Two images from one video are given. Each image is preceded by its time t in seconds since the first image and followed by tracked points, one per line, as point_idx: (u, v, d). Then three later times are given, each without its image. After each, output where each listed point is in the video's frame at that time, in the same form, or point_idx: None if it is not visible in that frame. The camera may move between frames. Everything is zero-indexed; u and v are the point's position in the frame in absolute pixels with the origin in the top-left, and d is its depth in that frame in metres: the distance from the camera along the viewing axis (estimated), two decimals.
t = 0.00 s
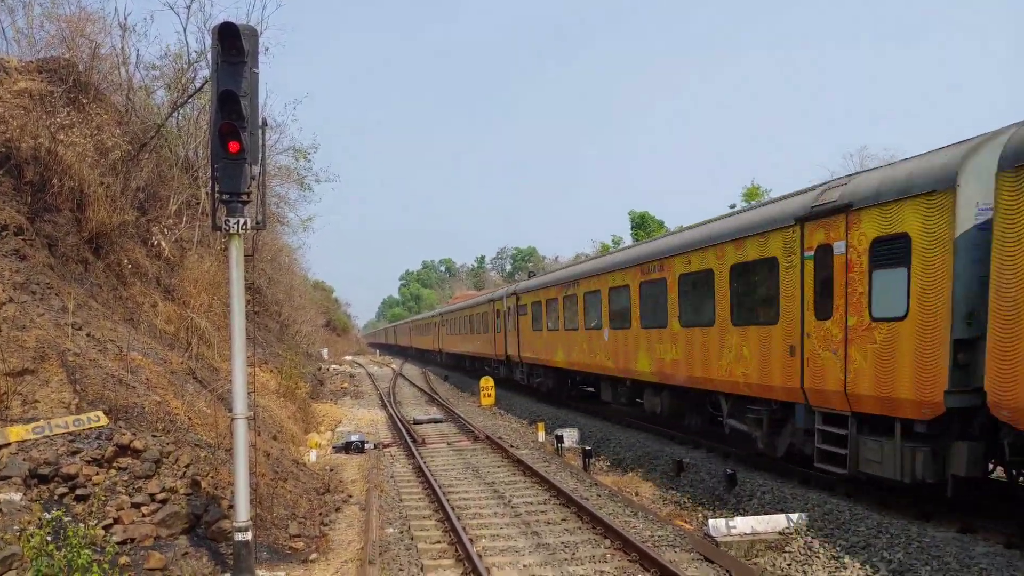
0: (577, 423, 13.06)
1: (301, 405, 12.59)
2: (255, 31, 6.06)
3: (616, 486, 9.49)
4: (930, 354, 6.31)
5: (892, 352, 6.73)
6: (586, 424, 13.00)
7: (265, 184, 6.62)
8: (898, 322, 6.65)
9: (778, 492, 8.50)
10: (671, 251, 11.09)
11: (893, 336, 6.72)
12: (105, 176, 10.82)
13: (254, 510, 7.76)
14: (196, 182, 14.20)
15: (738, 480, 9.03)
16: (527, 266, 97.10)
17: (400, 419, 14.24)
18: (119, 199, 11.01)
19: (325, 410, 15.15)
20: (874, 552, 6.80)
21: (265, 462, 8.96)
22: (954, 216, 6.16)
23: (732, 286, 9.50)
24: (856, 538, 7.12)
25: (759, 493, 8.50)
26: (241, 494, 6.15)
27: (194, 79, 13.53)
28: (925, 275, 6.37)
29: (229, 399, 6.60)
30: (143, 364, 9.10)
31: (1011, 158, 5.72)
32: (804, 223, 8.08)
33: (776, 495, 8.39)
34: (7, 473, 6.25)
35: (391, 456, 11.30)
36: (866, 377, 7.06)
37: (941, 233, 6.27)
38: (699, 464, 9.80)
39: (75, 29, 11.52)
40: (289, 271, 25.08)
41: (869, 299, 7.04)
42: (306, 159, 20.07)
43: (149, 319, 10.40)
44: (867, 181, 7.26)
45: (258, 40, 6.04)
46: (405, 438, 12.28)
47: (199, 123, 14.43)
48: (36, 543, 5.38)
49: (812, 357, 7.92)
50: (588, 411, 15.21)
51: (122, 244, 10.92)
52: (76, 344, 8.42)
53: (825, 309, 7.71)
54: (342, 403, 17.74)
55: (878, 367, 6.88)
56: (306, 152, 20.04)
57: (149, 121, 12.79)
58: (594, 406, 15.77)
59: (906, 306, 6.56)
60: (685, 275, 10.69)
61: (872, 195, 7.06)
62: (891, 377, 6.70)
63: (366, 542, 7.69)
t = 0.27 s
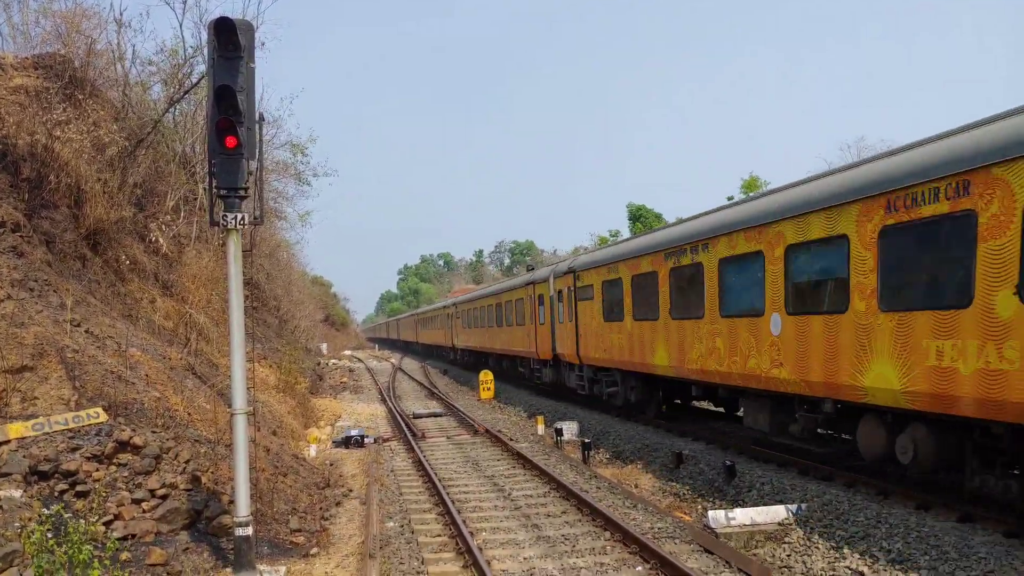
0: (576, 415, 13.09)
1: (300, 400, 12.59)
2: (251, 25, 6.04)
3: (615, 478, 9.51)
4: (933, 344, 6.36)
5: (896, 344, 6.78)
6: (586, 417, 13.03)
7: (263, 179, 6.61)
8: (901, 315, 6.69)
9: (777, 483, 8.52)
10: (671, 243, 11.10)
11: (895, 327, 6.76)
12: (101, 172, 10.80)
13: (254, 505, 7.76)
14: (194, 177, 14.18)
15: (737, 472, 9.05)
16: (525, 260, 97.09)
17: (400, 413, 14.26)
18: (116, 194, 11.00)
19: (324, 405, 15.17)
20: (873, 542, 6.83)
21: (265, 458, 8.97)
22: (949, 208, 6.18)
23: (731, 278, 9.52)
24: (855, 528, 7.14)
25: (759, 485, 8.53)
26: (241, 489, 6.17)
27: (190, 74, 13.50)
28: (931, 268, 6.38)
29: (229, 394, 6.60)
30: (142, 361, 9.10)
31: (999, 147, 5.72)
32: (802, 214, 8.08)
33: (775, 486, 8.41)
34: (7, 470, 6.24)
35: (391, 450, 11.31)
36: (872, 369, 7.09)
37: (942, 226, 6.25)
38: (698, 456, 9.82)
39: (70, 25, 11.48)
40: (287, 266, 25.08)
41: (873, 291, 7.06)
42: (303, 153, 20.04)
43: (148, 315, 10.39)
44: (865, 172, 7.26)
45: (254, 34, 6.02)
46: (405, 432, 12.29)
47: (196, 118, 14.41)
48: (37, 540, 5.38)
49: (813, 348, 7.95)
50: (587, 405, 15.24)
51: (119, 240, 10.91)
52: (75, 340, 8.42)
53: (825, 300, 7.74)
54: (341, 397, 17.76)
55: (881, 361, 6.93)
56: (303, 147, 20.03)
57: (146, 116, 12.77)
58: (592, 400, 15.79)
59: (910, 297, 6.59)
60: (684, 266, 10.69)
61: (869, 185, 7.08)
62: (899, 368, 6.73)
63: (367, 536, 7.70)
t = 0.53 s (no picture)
0: (575, 410, 13.10)
1: (299, 397, 12.59)
2: (248, 21, 6.01)
3: (614, 473, 9.51)
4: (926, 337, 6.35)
5: (889, 338, 6.78)
6: (584, 412, 13.03)
7: (259, 175, 6.59)
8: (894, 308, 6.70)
9: (775, 476, 8.52)
10: (668, 238, 11.09)
11: (889, 321, 6.76)
12: (98, 169, 10.79)
13: (253, 501, 7.76)
14: (191, 174, 14.17)
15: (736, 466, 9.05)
16: (523, 257, 97.11)
17: (399, 409, 14.26)
18: (113, 192, 10.99)
19: (323, 401, 15.16)
20: (872, 535, 6.83)
21: (264, 454, 8.96)
22: (939, 202, 6.15)
23: (728, 273, 9.52)
24: (854, 521, 7.15)
25: (757, 478, 8.53)
26: (239, 485, 6.17)
27: (186, 70, 13.48)
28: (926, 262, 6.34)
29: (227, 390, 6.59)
30: (140, 358, 9.09)
31: (989, 142, 5.69)
32: (798, 209, 8.08)
33: (774, 479, 8.42)
34: (5, 467, 6.22)
35: (390, 446, 11.31)
36: (866, 362, 7.10)
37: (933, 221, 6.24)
38: (696, 450, 9.83)
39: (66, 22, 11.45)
40: (284, 263, 25.07)
41: (868, 284, 7.05)
42: (300, 150, 20.02)
43: (146, 313, 10.38)
44: (860, 165, 7.25)
45: (250, 30, 5.98)
46: (403, 428, 12.28)
47: (192, 115, 14.39)
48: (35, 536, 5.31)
49: (808, 342, 7.96)
50: (585, 400, 15.25)
51: (116, 237, 10.90)
52: (72, 338, 8.40)
53: (822, 293, 7.74)
54: (340, 394, 17.76)
55: (876, 355, 6.93)
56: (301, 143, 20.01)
57: (142, 113, 12.74)
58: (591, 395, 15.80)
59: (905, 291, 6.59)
60: (681, 262, 10.68)
61: (863, 179, 7.06)
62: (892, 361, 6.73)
63: (366, 532, 7.70)
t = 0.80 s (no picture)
0: (572, 407, 13.12)
1: (296, 394, 12.57)
2: (245, 18, 5.99)
3: (611, 469, 9.52)
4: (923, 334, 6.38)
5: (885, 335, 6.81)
6: (582, 409, 13.04)
7: (256, 172, 6.58)
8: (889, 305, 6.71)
9: (772, 472, 8.54)
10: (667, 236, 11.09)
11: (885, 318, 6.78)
12: (94, 166, 10.76)
13: (251, 499, 7.74)
14: (188, 171, 14.15)
15: (733, 462, 9.07)
16: (520, 255, 97.15)
17: (396, 406, 14.26)
18: (109, 188, 10.97)
19: (321, 398, 15.15)
20: (869, 531, 6.85)
21: (262, 451, 8.96)
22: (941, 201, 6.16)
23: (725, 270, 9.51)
24: (851, 517, 7.16)
25: (755, 475, 8.55)
26: (237, 482, 6.18)
27: (183, 67, 13.45)
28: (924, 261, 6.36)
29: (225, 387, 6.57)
30: (137, 355, 9.07)
31: (991, 141, 5.69)
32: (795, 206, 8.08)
33: (771, 476, 8.43)
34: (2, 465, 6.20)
35: (388, 443, 11.31)
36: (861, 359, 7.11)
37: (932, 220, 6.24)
38: (694, 447, 9.84)
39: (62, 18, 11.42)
40: (281, 259, 25.06)
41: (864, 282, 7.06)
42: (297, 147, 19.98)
43: (143, 310, 10.37)
44: (859, 163, 7.24)
45: (247, 27, 5.96)
46: (401, 425, 12.28)
47: (189, 111, 14.36)
48: (32, 534, 5.31)
49: (805, 339, 7.96)
50: (583, 396, 15.27)
51: (113, 234, 10.88)
52: (69, 335, 8.38)
53: (819, 290, 7.74)
54: (337, 391, 17.75)
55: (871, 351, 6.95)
56: (298, 140, 19.99)
57: (139, 110, 12.71)
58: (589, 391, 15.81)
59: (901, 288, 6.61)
60: (680, 259, 10.66)
61: (862, 177, 7.05)
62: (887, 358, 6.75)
63: (364, 529, 7.69)
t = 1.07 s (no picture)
0: (569, 404, 13.13)
1: (293, 391, 12.57)
2: (242, 14, 5.96)
3: (608, 466, 9.54)
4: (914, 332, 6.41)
5: (880, 333, 6.84)
6: (579, 405, 13.06)
7: (253, 169, 6.55)
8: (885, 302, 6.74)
9: (769, 469, 8.56)
10: (663, 233, 11.09)
11: (881, 316, 6.80)
12: (91, 161, 10.74)
13: (248, 496, 7.75)
14: (184, 167, 14.13)
15: (729, 459, 9.10)
16: (517, 251, 97.13)
17: (393, 402, 14.26)
18: (106, 184, 10.95)
19: (317, 394, 15.15)
20: (864, 528, 6.87)
21: (259, 448, 8.95)
22: (938, 200, 6.17)
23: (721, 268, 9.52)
24: (847, 514, 7.19)
25: (751, 471, 8.58)
26: (234, 479, 6.19)
27: (179, 63, 13.41)
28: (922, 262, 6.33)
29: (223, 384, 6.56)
30: (134, 352, 9.06)
31: (987, 139, 5.71)
32: (790, 203, 8.08)
33: (767, 472, 8.46)
34: None
35: (385, 439, 11.31)
36: (857, 356, 7.13)
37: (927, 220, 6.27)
38: (690, 443, 9.86)
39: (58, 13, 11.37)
40: (278, 256, 25.03)
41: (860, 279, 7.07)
42: (293, 142, 19.95)
43: (139, 306, 10.36)
44: (854, 162, 7.25)
45: (244, 23, 5.94)
46: (398, 422, 12.29)
47: (186, 107, 14.33)
48: (29, 531, 5.33)
49: (801, 336, 7.98)
50: (579, 392, 15.29)
51: (109, 230, 10.86)
52: (65, 332, 8.37)
53: (815, 288, 7.75)
54: (334, 387, 17.75)
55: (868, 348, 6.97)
56: (294, 136, 19.96)
57: (135, 106, 12.68)
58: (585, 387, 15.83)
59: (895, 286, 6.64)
60: (676, 256, 10.65)
61: (858, 176, 7.06)
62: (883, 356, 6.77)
63: (362, 526, 7.70)
